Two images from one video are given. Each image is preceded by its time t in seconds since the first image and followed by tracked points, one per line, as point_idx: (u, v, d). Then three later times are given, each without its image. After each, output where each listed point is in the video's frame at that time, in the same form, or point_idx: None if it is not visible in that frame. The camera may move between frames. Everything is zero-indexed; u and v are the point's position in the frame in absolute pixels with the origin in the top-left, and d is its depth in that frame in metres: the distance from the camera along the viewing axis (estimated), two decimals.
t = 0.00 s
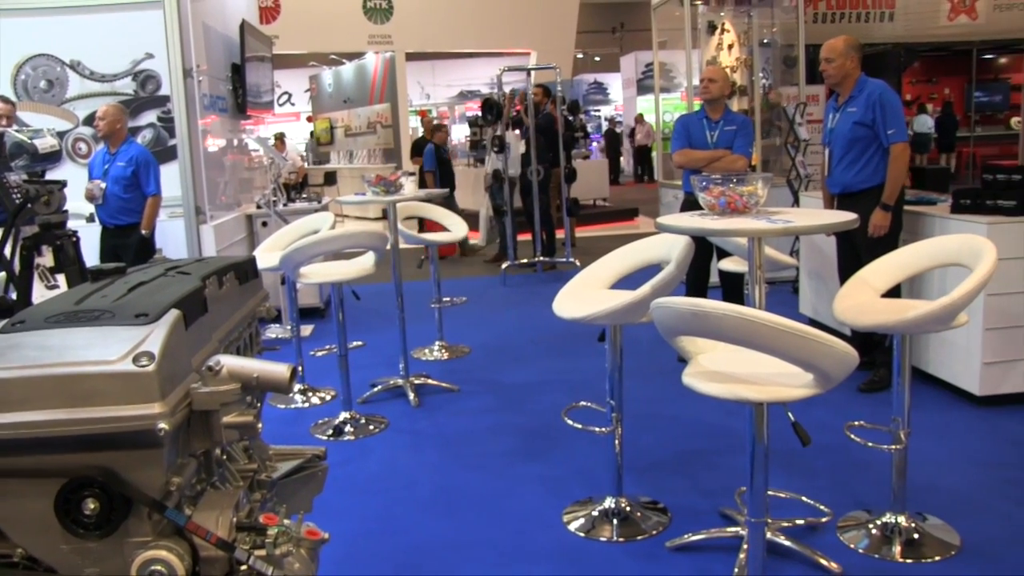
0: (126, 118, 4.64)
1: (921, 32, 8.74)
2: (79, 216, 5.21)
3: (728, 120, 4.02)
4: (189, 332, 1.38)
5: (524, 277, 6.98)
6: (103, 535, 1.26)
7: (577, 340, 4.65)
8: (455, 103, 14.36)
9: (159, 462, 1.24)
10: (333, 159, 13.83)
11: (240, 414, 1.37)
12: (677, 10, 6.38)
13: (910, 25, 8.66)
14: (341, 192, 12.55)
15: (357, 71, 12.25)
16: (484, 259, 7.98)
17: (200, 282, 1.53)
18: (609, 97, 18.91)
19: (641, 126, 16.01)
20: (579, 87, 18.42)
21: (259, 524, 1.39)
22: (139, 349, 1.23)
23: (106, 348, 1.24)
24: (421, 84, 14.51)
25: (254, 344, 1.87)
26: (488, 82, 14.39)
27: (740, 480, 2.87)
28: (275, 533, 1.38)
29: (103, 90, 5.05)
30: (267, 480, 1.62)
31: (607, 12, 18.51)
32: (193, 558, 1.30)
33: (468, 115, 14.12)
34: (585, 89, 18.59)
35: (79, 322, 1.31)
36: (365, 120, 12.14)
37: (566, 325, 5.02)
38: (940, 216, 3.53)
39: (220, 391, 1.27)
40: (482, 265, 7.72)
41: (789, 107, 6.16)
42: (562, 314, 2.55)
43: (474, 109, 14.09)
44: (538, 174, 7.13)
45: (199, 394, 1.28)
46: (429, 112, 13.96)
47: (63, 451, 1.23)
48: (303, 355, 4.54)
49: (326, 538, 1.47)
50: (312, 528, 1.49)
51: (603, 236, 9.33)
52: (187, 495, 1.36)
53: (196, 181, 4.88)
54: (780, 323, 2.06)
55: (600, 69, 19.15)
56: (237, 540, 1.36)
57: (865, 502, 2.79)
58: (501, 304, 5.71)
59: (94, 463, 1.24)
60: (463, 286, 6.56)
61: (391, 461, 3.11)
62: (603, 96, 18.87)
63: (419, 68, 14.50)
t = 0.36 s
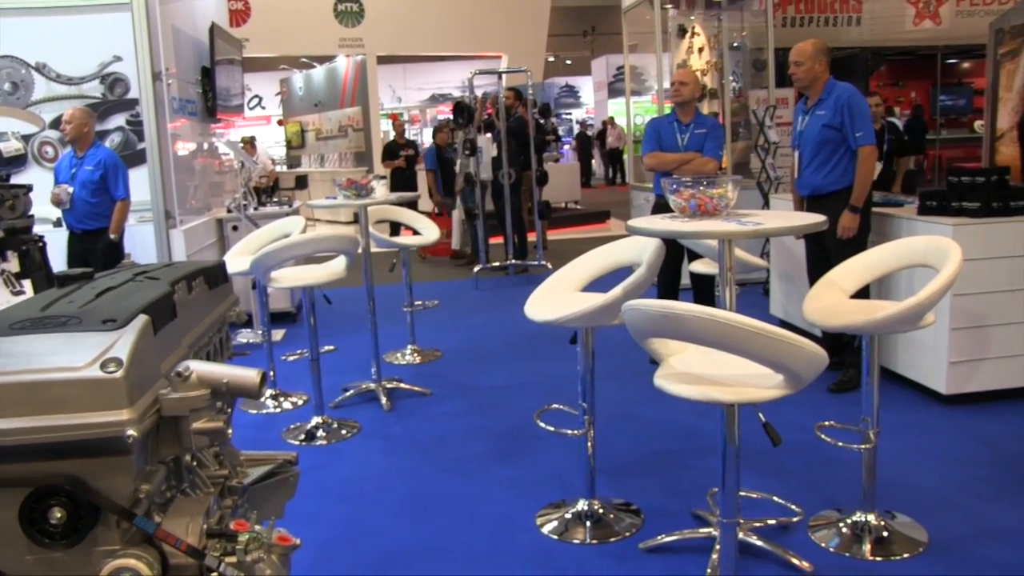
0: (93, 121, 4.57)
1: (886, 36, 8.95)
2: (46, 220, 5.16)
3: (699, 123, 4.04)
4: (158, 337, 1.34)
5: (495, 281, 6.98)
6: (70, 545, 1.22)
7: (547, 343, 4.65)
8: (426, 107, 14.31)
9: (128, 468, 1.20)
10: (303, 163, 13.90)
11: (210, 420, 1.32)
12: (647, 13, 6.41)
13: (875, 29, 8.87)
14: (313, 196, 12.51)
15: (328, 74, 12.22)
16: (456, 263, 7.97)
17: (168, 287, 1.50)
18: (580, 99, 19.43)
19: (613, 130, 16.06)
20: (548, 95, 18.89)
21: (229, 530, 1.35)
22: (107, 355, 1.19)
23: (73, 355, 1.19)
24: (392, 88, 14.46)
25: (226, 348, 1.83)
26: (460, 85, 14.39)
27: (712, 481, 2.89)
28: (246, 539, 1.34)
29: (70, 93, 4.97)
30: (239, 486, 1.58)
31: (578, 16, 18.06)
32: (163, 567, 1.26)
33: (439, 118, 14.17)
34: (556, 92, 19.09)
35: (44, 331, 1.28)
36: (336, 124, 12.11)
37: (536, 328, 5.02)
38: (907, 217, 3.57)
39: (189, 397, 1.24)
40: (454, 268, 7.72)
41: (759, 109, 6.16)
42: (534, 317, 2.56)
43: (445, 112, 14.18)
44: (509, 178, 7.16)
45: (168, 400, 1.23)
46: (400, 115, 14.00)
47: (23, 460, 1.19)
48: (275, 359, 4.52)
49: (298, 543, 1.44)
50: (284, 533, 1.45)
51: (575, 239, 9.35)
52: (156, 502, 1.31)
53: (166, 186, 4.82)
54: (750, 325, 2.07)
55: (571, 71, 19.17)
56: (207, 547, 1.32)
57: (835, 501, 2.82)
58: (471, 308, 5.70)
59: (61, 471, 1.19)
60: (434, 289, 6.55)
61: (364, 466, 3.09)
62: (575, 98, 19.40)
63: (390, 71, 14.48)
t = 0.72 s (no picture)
0: (47, 125, 4.53)
1: (844, 42, 9.16)
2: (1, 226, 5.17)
3: (660, 126, 4.08)
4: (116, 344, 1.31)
5: (458, 285, 6.97)
6: (23, 559, 1.17)
7: (508, 346, 4.65)
8: (389, 110, 14.23)
9: (86, 478, 1.16)
10: (267, 168, 13.64)
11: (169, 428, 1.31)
12: (609, 18, 6.44)
13: (832, 34, 9.08)
14: (275, 200, 12.43)
15: (289, 78, 12.15)
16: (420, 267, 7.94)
17: (127, 293, 1.45)
18: (542, 104, 19.12)
19: (574, 134, 16.15)
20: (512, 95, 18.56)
21: (190, 539, 1.32)
22: (63, 363, 1.15)
23: (28, 364, 1.14)
24: (354, 92, 14.30)
25: (186, 356, 1.78)
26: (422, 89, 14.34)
27: (674, 483, 2.90)
28: (207, 548, 1.31)
29: (24, 96, 4.92)
30: (200, 494, 1.55)
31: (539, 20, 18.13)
32: None
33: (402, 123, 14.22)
34: (517, 96, 18.72)
35: None
36: (297, 128, 12.07)
37: (497, 332, 5.02)
38: (866, 219, 3.63)
39: (148, 406, 1.21)
40: (417, 273, 7.69)
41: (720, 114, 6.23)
42: (497, 320, 2.57)
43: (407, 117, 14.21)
44: (472, 182, 7.17)
45: (126, 408, 1.20)
46: (362, 120, 14.03)
47: None
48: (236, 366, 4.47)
49: (262, 552, 1.40)
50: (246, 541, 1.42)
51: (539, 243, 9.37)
52: (115, 511, 1.27)
53: (125, 190, 4.78)
54: (712, 326, 2.09)
55: (534, 75, 19.16)
56: (167, 556, 1.29)
57: (797, 500, 2.85)
58: (433, 313, 5.69)
59: (17, 481, 1.15)
60: (396, 294, 6.52)
61: (329, 471, 3.07)
62: (536, 103, 19.08)
63: (352, 75, 14.34)
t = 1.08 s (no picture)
0: None
1: (803, 44, 9.32)
2: None
3: (620, 129, 4.11)
4: (71, 351, 1.27)
5: (421, 288, 6.96)
6: None
7: (469, 349, 4.65)
8: (349, 113, 14.16)
9: (39, 488, 1.11)
10: (224, 171, 13.77)
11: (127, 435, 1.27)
12: (568, 20, 6.37)
13: (790, 37, 9.23)
14: (234, 204, 12.34)
15: (249, 81, 12.10)
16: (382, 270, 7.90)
17: (84, 297, 1.41)
18: (503, 106, 18.91)
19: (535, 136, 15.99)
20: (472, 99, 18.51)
21: (149, 548, 1.29)
22: (15, 370, 1.10)
23: None
24: (314, 94, 14.31)
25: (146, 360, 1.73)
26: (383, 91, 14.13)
27: (637, 483, 2.92)
28: (166, 557, 1.29)
29: None
30: (158, 502, 1.52)
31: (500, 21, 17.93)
32: None
33: (362, 125, 14.14)
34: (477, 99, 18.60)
35: None
36: (257, 131, 11.98)
37: (457, 334, 5.02)
38: (824, 220, 3.67)
39: (104, 412, 1.18)
40: (379, 275, 7.66)
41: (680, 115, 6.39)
42: (458, 323, 2.57)
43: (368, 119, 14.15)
44: (433, 184, 7.19)
45: (82, 416, 1.17)
46: (322, 122, 13.97)
47: None
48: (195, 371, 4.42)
49: (222, 559, 1.37)
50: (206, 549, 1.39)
51: (503, 245, 9.38)
52: (71, 521, 1.24)
53: (80, 196, 4.72)
54: (671, 326, 2.11)
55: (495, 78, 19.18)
56: (125, 566, 1.26)
57: (758, 498, 2.88)
58: (394, 316, 5.67)
59: None
60: (358, 297, 6.49)
61: (291, 476, 3.04)
62: (497, 105, 18.89)
63: (311, 78, 14.23)
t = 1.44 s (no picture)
0: None
1: (773, 47, 9.43)
2: None
3: (591, 131, 4.12)
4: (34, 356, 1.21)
5: (392, 290, 6.94)
6: None
7: (439, 351, 4.65)
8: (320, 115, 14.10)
9: None
10: (193, 174, 13.67)
11: (94, 441, 1.22)
12: (539, 23, 6.33)
13: (760, 40, 9.38)
14: (204, 207, 12.26)
15: (219, 84, 12.04)
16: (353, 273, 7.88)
17: (49, 303, 1.36)
18: (473, 108, 18.76)
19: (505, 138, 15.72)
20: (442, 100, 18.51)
21: (118, 556, 1.23)
22: None
23: None
24: (285, 96, 14.32)
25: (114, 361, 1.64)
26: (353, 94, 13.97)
27: (609, 484, 2.93)
28: (136, 565, 1.23)
29: None
30: (128, 508, 1.43)
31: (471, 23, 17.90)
32: None
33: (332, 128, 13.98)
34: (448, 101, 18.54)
35: None
36: (227, 134, 11.92)
37: (426, 337, 5.02)
38: (793, 221, 3.70)
39: (70, 418, 1.13)
40: (350, 278, 7.63)
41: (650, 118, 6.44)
42: (429, 326, 2.57)
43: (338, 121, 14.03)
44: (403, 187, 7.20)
45: (47, 423, 1.12)
46: (293, 125, 13.82)
47: None
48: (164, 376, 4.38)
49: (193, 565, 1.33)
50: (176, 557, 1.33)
51: (475, 248, 9.38)
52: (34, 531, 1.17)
53: (46, 199, 4.66)
54: (641, 328, 2.11)
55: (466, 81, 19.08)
56: None
57: (730, 498, 2.89)
58: (365, 318, 5.65)
59: None
60: (330, 300, 6.47)
61: (263, 481, 3.02)
62: (468, 107, 18.75)
63: (283, 80, 14.27)
